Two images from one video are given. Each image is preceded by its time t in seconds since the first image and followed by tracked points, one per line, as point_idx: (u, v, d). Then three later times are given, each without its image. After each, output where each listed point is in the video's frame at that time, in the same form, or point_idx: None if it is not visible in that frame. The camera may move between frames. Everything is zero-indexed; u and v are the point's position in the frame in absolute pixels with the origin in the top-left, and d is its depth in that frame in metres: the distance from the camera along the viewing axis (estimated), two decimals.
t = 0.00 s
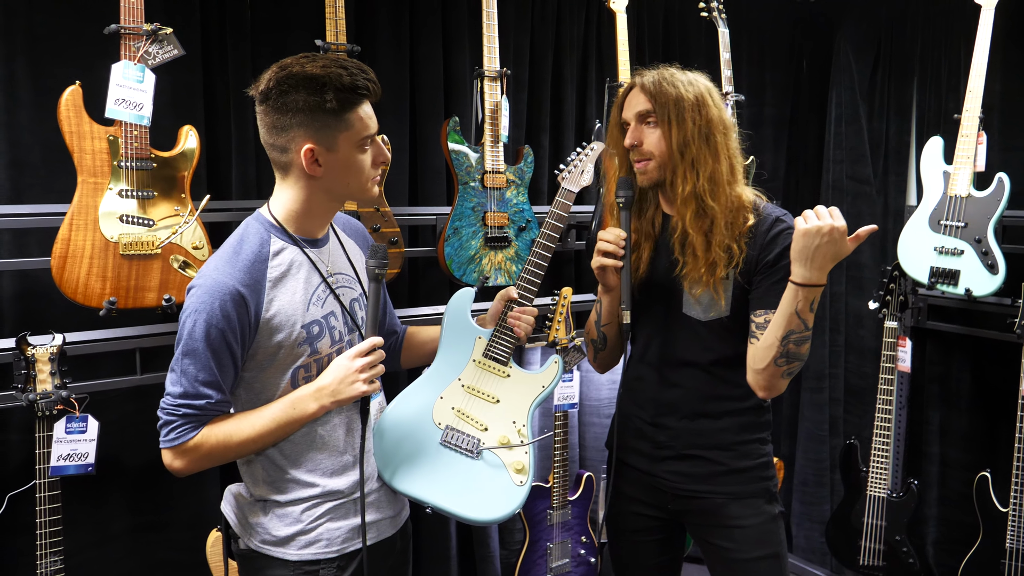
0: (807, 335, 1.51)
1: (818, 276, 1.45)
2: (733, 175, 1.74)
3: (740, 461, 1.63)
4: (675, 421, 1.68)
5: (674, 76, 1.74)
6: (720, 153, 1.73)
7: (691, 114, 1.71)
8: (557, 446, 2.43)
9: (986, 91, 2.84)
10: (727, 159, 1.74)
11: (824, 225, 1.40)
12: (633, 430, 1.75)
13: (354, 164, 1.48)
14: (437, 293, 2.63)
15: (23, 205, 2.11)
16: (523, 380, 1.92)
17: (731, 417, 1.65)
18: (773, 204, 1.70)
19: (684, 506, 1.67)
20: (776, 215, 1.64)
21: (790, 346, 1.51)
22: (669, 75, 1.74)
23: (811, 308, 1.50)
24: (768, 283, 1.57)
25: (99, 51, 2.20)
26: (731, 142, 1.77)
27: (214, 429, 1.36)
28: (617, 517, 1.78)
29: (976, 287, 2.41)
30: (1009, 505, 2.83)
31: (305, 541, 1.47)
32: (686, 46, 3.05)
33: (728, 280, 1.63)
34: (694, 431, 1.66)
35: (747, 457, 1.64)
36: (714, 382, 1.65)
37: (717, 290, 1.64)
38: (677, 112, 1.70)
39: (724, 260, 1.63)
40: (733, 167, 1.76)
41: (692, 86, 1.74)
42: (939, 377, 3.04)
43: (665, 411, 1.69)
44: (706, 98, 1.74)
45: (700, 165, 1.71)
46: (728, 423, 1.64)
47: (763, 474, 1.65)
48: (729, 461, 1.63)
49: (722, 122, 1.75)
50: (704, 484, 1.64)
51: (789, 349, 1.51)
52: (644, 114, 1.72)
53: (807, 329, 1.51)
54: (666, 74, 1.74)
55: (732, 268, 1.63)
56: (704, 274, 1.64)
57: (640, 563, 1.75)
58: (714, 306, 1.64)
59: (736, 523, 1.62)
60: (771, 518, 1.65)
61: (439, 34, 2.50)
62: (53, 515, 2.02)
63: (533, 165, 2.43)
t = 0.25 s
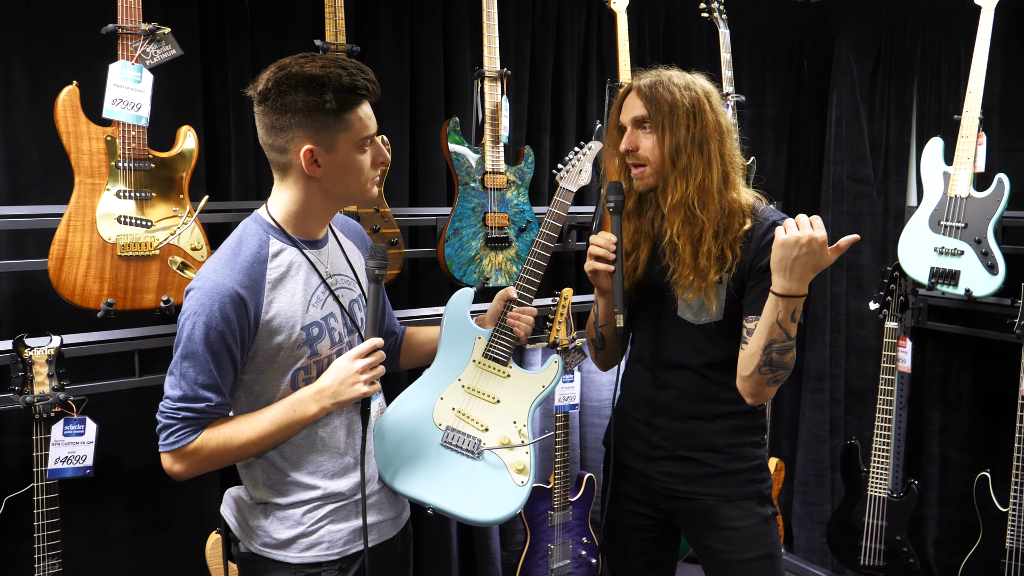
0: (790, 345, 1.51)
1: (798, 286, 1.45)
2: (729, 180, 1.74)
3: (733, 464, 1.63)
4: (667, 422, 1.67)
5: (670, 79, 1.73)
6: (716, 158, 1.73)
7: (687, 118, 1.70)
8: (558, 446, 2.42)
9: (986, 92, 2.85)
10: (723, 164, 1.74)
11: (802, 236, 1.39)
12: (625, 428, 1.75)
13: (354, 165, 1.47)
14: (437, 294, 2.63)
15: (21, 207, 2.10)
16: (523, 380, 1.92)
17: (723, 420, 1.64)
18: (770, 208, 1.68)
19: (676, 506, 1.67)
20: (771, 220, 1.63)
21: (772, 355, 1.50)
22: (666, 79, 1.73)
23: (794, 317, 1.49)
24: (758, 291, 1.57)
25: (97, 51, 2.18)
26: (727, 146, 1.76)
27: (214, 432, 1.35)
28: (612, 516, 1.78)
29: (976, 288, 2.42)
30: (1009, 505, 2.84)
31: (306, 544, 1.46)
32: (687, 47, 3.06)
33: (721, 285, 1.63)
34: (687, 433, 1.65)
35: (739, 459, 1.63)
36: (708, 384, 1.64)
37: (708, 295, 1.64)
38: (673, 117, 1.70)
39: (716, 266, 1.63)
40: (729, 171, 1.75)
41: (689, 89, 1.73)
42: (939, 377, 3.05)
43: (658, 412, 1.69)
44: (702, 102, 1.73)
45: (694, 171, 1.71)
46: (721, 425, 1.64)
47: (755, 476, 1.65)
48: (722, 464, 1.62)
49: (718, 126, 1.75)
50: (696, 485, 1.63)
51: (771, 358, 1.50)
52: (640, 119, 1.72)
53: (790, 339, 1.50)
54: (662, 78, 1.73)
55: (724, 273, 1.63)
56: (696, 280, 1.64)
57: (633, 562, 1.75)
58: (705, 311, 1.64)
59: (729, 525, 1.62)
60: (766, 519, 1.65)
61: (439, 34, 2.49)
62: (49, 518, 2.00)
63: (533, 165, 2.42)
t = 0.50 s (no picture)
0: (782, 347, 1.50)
1: (785, 290, 1.44)
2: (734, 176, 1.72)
3: (735, 464, 1.61)
4: (669, 421, 1.67)
5: (673, 76, 1.72)
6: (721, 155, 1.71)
7: (690, 116, 1.69)
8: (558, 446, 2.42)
9: (989, 92, 2.84)
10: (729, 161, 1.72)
11: (785, 240, 1.38)
12: (633, 426, 1.76)
13: (355, 164, 1.47)
14: (438, 294, 2.62)
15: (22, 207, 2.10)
16: (525, 380, 1.92)
17: (725, 420, 1.63)
18: (775, 206, 1.66)
19: (677, 505, 1.66)
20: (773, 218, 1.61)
21: (764, 359, 1.50)
22: (669, 76, 1.72)
23: (784, 320, 1.48)
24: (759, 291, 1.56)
25: (98, 51, 2.18)
26: (734, 141, 1.74)
27: (215, 433, 1.34)
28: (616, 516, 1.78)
29: (979, 289, 2.41)
30: (1011, 507, 2.83)
31: (307, 544, 1.46)
32: (689, 46, 3.05)
33: (722, 284, 1.63)
34: (688, 432, 1.65)
35: (742, 460, 1.62)
36: (710, 384, 1.63)
37: (708, 294, 1.63)
38: (676, 114, 1.69)
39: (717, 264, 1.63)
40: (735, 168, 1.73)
41: (693, 85, 1.71)
42: (942, 378, 3.05)
43: (661, 410, 1.69)
44: (707, 98, 1.71)
45: (698, 170, 1.70)
46: (722, 426, 1.62)
47: (759, 478, 1.63)
48: (724, 464, 1.61)
49: (723, 122, 1.73)
50: (697, 485, 1.63)
51: (763, 362, 1.50)
52: (643, 117, 1.72)
53: (782, 342, 1.49)
54: (665, 74, 1.72)
55: (725, 272, 1.62)
56: (696, 279, 1.63)
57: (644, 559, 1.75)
58: (706, 310, 1.64)
59: (730, 526, 1.61)
60: (767, 521, 1.63)
61: (440, 34, 2.49)
62: (50, 517, 2.00)
63: (535, 166, 2.42)
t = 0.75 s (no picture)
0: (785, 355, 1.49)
1: (781, 301, 1.42)
2: (734, 174, 1.70)
3: (753, 466, 1.60)
4: (688, 422, 1.67)
5: (658, 82, 1.71)
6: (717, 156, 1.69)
7: (680, 121, 1.68)
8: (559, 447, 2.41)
9: (991, 92, 2.83)
10: (726, 160, 1.70)
11: (770, 252, 1.37)
12: (656, 426, 1.77)
13: (356, 165, 1.46)
14: (439, 294, 2.63)
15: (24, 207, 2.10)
16: (526, 381, 1.92)
17: (743, 420, 1.62)
18: (779, 198, 1.65)
19: (699, 504, 1.66)
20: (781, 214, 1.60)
21: (769, 367, 1.49)
22: (655, 82, 1.71)
23: (783, 329, 1.47)
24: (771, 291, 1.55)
25: (99, 52, 2.19)
26: (732, 138, 1.72)
27: (216, 433, 1.35)
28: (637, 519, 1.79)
29: (981, 289, 2.41)
30: (1013, 508, 2.82)
31: (308, 544, 1.46)
32: (690, 46, 3.05)
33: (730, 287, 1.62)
34: (705, 433, 1.64)
35: (762, 461, 1.60)
36: (727, 385, 1.62)
37: (717, 298, 1.62)
38: (665, 121, 1.68)
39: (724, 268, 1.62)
40: (735, 165, 1.70)
41: (681, 89, 1.70)
42: (944, 379, 3.04)
43: (677, 412, 1.70)
44: (697, 100, 1.70)
45: (694, 174, 1.69)
46: (741, 426, 1.61)
47: (780, 480, 1.61)
48: (742, 465, 1.60)
49: (717, 121, 1.71)
50: (715, 485, 1.62)
51: (768, 370, 1.49)
52: (634, 126, 1.71)
53: (785, 350, 1.48)
54: (650, 80, 1.72)
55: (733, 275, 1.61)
56: (703, 284, 1.63)
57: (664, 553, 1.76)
58: (715, 315, 1.63)
59: (749, 527, 1.60)
60: (786, 524, 1.61)
61: (440, 35, 2.49)
62: (54, 517, 2.01)
63: (536, 166, 2.42)
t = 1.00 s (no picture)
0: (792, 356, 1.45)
1: (782, 302, 1.39)
2: (738, 173, 1.64)
3: (773, 472, 1.58)
4: (708, 426, 1.67)
5: (660, 85, 1.70)
6: (718, 156, 1.65)
7: (680, 124, 1.66)
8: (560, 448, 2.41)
9: (991, 93, 2.83)
10: (730, 159, 1.65)
11: (767, 252, 1.33)
12: (678, 430, 1.77)
13: (356, 166, 1.47)
14: (440, 295, 2.63)
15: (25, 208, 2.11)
16: (527, 383, 1.92)
17: (764, 425, 1.60)
18: (792, 195, 1.60)
19: (721, 509, 1.65)
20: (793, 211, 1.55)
21: (777, 369, 1.46)
22: (657, 85, 1.71)
23: (788, 330, 1.43)
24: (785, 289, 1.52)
25: (100, 53, 2.19)
26: (737, 135, 1.67)
27: (217, 433, 1.35)
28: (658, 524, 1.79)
29: (982, 290, 2.41)
30: (1014, 509, 2.82)
31: (308, 544, 1.47)
32: (690, 46, 3.05)
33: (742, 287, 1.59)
34: (724, 438, 1.64)
35: (783, 468, 1.59)
36: (746, 389, 1.61)
37: (729, 300, 1.60)
38: (667, 124, 1.67)
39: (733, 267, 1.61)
40: (740, 163, 1.65)
41: (683, 90, 1.68)
42: (944, 380, 3.04)
43: (696, 415, 1.70)
44: (699, 100, 1.67)
45: (696, 174, 1.65)
46: (762, 431, 1.60)
47: (801, 488, 1.59)
48: (763, 471, 1.59)
49: (719, 119, 1.66)
50: (735, 490, 1.62)
51: (776, 372, 1.47)
52: (639, 131, 1.71)
53: (793, 351, 1.45)
54: (652, 84, 1.71)
55: (744, 275, 1.59)
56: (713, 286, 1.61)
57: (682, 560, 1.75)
58: (730, 317, 1.60)
59: (765, 533, 1.59)
60: (805, 534, 1.59)
61: (441, 36, 2.50)
62: (54, 517, 2.01)
63: (536, 167, 2.42)
